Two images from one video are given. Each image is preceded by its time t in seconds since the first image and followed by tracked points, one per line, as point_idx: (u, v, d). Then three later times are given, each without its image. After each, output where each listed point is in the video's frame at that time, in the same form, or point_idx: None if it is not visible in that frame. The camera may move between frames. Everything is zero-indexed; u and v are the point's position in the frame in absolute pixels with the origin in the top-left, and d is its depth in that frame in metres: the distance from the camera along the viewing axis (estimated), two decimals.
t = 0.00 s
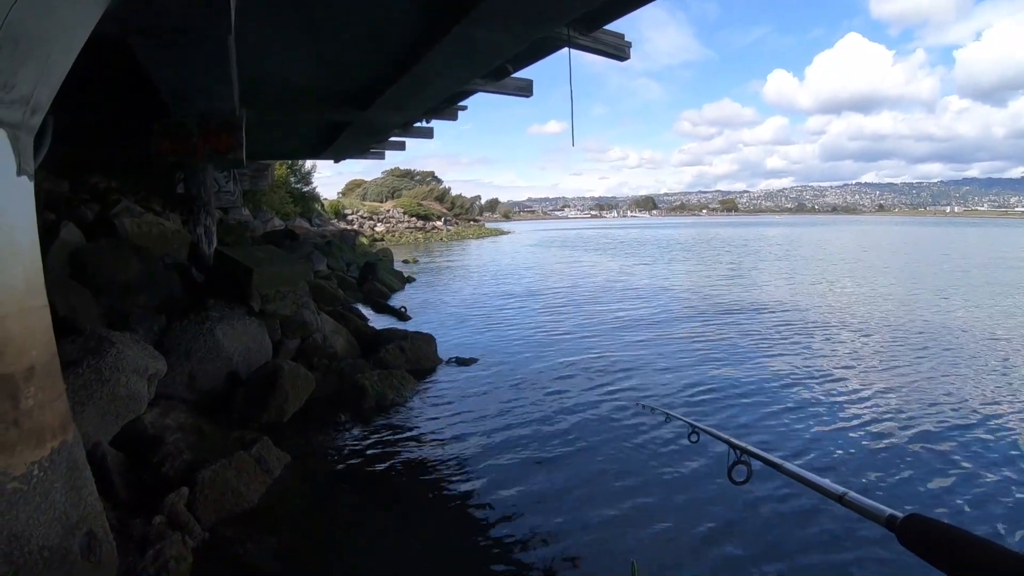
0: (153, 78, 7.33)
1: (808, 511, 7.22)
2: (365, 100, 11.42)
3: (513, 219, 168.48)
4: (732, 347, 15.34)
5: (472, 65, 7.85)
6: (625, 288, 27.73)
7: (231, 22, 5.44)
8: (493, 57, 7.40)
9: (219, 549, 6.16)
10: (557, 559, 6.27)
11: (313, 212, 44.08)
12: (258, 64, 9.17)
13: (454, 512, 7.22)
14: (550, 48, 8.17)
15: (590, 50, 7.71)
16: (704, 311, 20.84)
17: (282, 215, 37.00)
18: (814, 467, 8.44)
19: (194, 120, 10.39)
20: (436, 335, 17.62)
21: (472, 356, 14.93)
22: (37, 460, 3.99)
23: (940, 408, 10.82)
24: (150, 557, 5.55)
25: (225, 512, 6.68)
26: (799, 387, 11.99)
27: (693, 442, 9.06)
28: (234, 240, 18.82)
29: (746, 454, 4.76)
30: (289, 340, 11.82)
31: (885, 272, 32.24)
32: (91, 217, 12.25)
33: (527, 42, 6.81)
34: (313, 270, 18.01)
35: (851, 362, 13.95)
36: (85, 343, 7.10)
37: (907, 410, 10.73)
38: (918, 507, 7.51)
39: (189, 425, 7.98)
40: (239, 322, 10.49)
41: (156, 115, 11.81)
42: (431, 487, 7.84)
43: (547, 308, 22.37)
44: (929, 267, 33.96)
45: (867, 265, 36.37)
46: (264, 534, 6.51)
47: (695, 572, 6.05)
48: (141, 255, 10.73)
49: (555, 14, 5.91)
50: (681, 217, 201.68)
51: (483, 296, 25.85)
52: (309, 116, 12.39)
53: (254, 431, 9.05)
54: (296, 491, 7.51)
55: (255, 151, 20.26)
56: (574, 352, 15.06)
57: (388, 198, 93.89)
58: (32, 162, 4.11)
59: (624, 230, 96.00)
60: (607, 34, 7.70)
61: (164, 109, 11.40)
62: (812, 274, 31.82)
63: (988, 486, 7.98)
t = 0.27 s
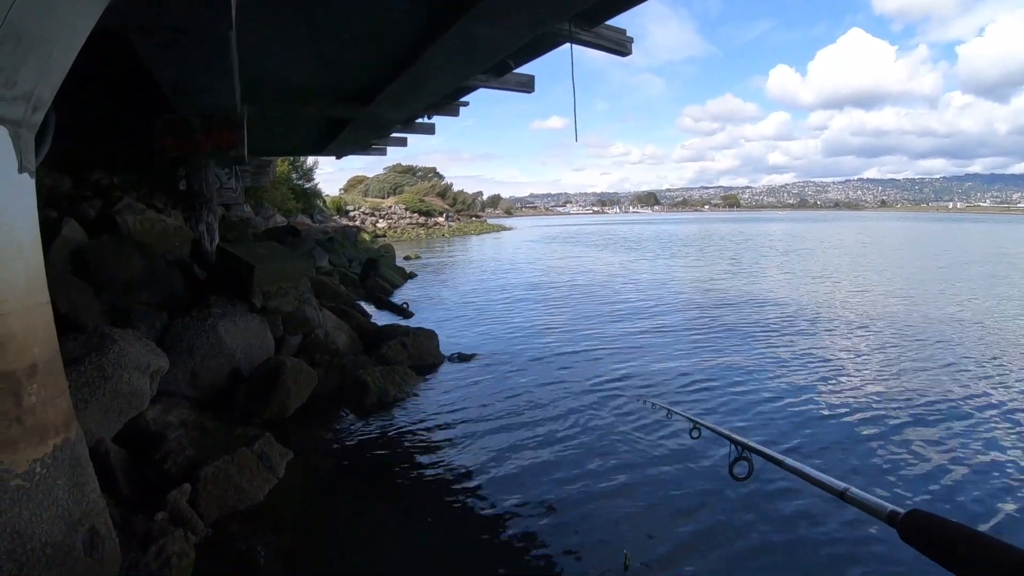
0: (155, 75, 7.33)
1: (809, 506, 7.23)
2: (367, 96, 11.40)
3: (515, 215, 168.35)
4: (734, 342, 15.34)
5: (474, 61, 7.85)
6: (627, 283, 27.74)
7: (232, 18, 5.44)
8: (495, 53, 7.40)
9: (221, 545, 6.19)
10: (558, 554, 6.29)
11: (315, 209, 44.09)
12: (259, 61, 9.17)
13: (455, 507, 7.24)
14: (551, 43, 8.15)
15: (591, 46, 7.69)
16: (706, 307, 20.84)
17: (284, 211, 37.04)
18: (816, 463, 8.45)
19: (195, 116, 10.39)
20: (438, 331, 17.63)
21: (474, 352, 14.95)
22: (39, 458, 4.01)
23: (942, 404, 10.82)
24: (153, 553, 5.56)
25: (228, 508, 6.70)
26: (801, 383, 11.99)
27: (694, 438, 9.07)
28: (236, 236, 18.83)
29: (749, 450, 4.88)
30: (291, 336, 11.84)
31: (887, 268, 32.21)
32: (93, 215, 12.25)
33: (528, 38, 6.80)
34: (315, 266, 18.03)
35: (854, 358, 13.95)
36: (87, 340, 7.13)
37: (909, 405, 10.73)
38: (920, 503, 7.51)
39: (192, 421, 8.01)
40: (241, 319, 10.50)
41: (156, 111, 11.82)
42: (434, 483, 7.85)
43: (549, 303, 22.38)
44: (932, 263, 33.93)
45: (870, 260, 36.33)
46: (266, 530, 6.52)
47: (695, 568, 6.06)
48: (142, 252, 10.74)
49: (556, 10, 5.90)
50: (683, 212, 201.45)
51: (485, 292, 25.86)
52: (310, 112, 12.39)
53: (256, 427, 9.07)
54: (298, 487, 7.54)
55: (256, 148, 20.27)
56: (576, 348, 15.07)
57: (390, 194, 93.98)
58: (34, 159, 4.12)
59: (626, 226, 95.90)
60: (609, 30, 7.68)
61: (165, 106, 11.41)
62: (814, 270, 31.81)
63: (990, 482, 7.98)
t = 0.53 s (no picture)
0: (156, 72, 7.32)
1: (811, 503, 7.22)
2: (368, 93, 11.38)
3: (516, 212, 168.34)
4: (736, 339, 15.32)
5: (475, 58, 7.82)
6: (628, 281, 27.73)
7: (233, 16, 5.42)
8: (497, 51, 7.39)
9: (223, 543, 6.19)
10: (560, 552, 6.28)
11: (316, 206, 44.07)
12: (260, 58, 9.15)
13: (457, 504, 7.25)
14: (553, 41, 8.14)
15: (593, 43, 7.68)
16: (708, 304, 20.83)
17: (284, 209, 37.02)
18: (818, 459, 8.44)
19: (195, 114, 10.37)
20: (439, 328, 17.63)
21: (476, 349, 14.95)
22: (41, 457, 4.01)
23: (945, 401, 10.80)
24: (154, 552, 5.57)
25: (229, 506, 6.71)
26: (804, 379, 11.98)
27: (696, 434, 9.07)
28: (237, 234, 18.82)
29: (751, 445, 4.89)
30: (293, 334, 11.84)
31: (890, 265, 32.16)
32: (93, 213, 12.25)
33: (529, 36, 6.79)
34: (316, 263, 18.02)
35: (856, 354, 13.94)
36: (88, 338, 7.13)
37: (912, 402, 10.71)
38: (923, 500, 7.50)
39: (194, 419, 8.01)
40: (242, 317, 10.50)
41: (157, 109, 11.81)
42: (435, 480, 7.85)
43: (550, 300, 22.37)
44: (934, 260, 33.87)
45: (872, 257, 36.29)
46: (267, 528, 6.53)
47: (696, 564, 6.07)
48: (143, 250, 10.74)
49: (557, 7, 5.89)
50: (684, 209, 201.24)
51: (487, 289, 25.85)
52: (311, 109, 12.37)
53: (258, 425, 9.08)
54: (300, 485, 7.55)
55: (257, 145, 20.26)
56: (578, 345, 15.07)
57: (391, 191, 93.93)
58: (35, 158, 4.12)
59: (627, 223, 95.79)
60: (610, 27, 7.67)
61: (165, 104, 11.39)
62: (816, 267, 31.75)
63: (993, 479, 7.97)
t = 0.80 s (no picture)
0: (158, 72, 7.32)
1: (814, 504, 7.20)
2: (369, 93, 11.37)
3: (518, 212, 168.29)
4: (737, 339, 15.31)
5: (477, 58, 7.81)
6: (630, 281, 27.70)
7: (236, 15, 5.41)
8: (499, 50, 7.38)
9: (226, 543, 6.18)
10: (563, 552, 6.27)
11: (318, 206, 44.09)
12: (261, 58, 9.15)
13: (459, 504, 7.24)
14: (554, 40, 8.13)
15: (595, 43, 7.67)
16: (710, 304, 20.80)
17: (286, 209, 37.05)
18: (820, 460, 8.42)
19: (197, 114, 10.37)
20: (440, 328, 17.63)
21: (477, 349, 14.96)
22: (44, 458, 4.01)
23: (948, 402, 10.77)
24: (157, 552, 5.57)
25: (232, 506, 6.71)
26: (806, 380, 11.96)
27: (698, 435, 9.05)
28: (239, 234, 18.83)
29: (745, 443, 4.88)
30: (295, 334, 11.84)
31: (892, 265, 32.09)
32: (95, 213, 12.26)
33: (531, 36, 6.78)
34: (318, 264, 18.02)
35: (858, 355, 13.91)
36: (91, 338, 7.13)
37: (914, 403, 10.69)
38: (927, 501, 7.46)
39: (196, 419, 8.01)
40: (244, 317, 10.50)
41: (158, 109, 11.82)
42: (437, 480, 7.84)
43: (552, 300, 22.35)
44: (937, 260, 33.80)
45: (874, 257, 36.22)
46: (270, 528, 6.53)
47: (698, 564, 6.06)
48: (145, 250, 10.74)
49: (560, 6, 5.87)
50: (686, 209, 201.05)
51: (488, 289, 25.85)
52: (312, 110, 12.36)
53: (260, 425, 9.07)
54: (303, 486, 7.54)
55: (259, 145, 20.27)
56: (579, 345, 15.06)
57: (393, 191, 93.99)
58: (37, 159, 4.11)
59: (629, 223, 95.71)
60: (612, 27, 7.66)
61: (167, 104, 11.40)
62: (818, 267, 31.70)
63: (996, 479, 7.95)
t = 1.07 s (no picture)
0: (163, 76, 7.35)
1: (818, 509, 7.18)
2: (373, 97, 11.40)
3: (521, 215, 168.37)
4: (741, 343, 15.29)
5: (481, 62, 7.83)
6: (634, 284, 27.67)
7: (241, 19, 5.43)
8: (503, 55, 7.39)
9: (229, 547, 6.18)
10: (566, 557, 6.26)
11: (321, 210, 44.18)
12: (265, 62, 9.19)
13: (462, 508, 7.24)
14: (558, 45, 8.15)
15: (599, 48, 7.69)
16: (714, 307, 20.78)
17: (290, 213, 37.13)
18: (824, 464, 8.39)
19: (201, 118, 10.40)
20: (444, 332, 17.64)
21: (480, 353, 14.96)
22: (48, 460, 4.03)
23: (953, 405, 10.73)
24: (161, 556, 5.57)
25: (235, 510, 6.71)
26: (809, 383, 11.93)
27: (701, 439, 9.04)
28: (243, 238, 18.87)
29: (745, 444, 4.88)
30: (298, 338, 11.84)
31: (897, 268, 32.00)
32: (100, 217, 12.30)
33: (536, 40, 6.79)
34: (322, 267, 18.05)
35: (862, 358, 13.87)
36: (95, 342, 7.15)
37: (919, 406, 10.65)
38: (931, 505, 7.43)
39: (200, 423, 8.02)
40: (248, 321, 10.52)
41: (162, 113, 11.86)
42: (440, 484, 7.84)
43: (556, 304, 22.35)
44: (941, 263, 33.70)
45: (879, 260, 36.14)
46: (274, 532, 6.53)
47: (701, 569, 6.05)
48: (149, 254, 10.77)
49: (564, 10, 5.88)
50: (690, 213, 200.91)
51: (492, 293, 25.86)
52: (316, 114, 12.39)
53: (264, 429, 9.08)
54: (306, 488, 7.55)
55: (262, 149, 20.33)
56: (583, 349, 15.05)
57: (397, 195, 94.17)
58: (42, 163, 4.12)
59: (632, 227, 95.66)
60: (616, 32, 7.68)
61: (171, 108, 11.44)
62: (823, 270, 31.64)
63: (1002, 483, 7.91)
